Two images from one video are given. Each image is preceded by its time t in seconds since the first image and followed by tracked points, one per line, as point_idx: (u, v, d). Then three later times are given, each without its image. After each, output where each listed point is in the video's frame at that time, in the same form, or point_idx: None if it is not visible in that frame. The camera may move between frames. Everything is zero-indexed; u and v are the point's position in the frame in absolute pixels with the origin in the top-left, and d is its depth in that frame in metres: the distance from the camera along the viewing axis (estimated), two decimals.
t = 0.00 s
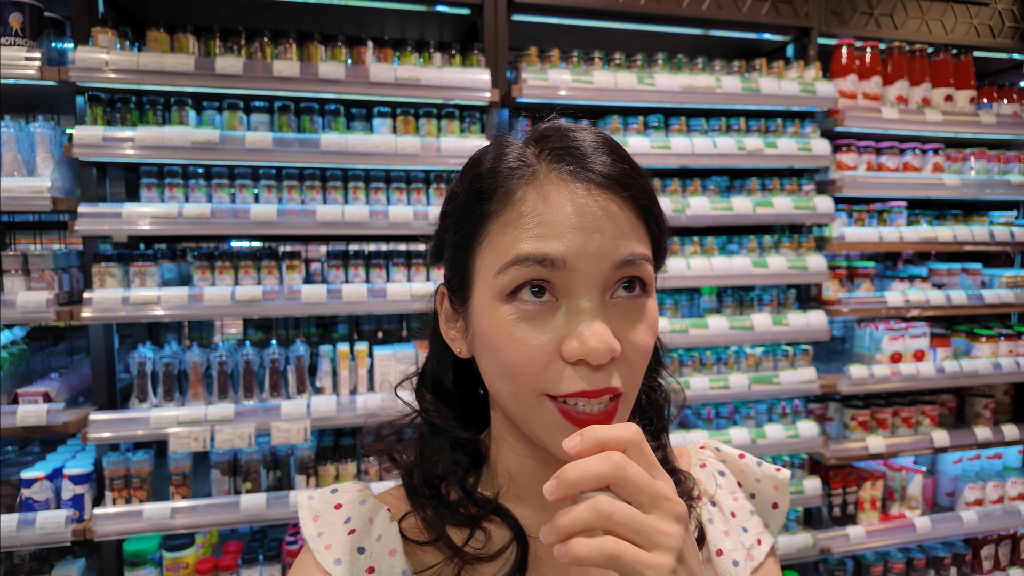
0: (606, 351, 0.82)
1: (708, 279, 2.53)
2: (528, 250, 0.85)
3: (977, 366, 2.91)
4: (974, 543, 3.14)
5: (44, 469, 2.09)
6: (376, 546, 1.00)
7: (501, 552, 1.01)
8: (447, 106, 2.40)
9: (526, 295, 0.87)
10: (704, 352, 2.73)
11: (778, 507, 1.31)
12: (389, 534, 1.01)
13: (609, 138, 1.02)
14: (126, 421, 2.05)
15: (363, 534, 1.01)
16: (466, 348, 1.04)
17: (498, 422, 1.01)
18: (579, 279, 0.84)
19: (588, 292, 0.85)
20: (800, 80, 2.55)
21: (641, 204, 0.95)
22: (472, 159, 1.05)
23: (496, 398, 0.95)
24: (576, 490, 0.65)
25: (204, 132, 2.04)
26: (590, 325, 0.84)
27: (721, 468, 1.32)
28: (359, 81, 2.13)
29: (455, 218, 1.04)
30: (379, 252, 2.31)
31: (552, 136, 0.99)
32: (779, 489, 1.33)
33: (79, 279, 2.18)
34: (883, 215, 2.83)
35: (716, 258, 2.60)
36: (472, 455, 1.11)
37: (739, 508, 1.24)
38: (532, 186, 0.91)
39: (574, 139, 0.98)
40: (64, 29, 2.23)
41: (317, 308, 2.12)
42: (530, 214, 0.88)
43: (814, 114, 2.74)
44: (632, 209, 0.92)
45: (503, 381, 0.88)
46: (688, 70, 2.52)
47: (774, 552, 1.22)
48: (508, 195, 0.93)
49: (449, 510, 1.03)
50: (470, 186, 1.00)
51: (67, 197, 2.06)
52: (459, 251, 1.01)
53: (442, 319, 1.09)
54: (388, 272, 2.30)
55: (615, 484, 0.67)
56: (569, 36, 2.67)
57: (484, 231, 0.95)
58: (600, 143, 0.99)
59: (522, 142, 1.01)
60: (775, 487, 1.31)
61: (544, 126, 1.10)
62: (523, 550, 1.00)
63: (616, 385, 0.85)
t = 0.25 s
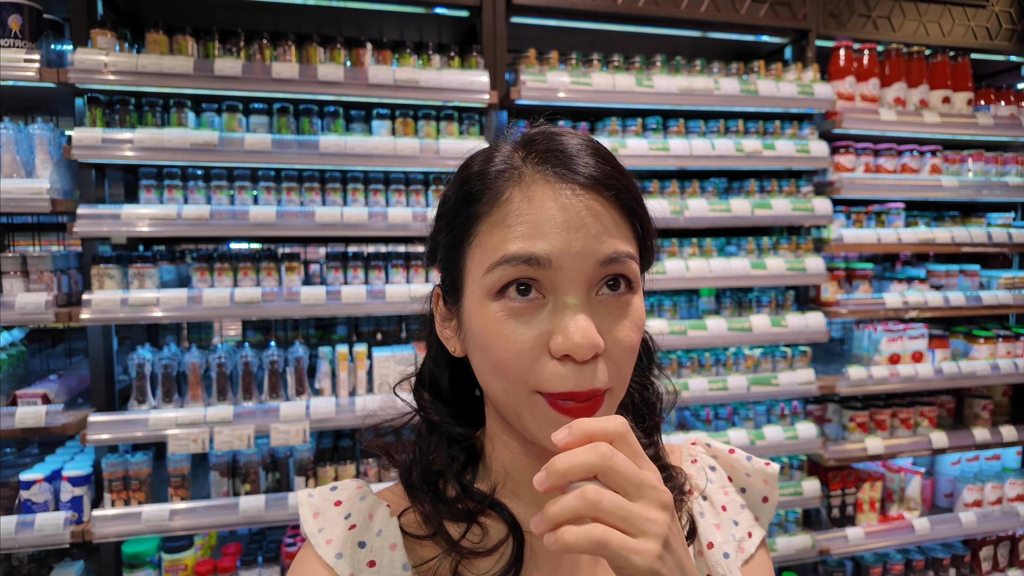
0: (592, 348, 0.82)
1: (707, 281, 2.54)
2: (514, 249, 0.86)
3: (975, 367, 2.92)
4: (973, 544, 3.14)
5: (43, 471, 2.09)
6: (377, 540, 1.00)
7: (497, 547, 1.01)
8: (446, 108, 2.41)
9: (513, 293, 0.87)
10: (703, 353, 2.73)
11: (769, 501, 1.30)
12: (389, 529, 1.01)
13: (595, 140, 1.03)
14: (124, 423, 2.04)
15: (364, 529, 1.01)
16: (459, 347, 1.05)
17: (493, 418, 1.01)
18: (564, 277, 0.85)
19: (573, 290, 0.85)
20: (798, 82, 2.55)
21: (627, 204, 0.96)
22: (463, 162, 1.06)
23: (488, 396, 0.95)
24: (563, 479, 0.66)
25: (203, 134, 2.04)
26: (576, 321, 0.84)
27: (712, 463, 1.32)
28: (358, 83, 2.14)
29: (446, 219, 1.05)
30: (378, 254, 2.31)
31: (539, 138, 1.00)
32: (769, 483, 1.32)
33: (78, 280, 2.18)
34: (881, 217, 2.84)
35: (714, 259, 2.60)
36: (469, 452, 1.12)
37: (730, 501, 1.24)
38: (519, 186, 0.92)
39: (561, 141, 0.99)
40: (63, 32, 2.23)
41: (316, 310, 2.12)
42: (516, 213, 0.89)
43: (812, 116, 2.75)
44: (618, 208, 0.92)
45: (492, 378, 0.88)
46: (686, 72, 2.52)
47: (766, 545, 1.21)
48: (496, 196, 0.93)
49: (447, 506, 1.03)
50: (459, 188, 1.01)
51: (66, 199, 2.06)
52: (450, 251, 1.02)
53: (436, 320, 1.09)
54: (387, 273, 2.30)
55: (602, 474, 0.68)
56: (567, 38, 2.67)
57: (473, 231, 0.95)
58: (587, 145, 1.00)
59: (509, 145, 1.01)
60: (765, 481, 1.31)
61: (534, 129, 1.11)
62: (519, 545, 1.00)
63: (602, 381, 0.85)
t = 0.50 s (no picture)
0: (585, 345, 0.83)
1: (705, 284, 2.54)
2: (509, 248, 0.86)
3: (973, 370, 2.92)
4: (971, 547, 3.14)
5: (40, 475, 2.09)
6: (376, 539, 1.00)
7: (494, 546, 1.01)
8: (445, 111, 2.41)
9: (508, 292, 0.87)
10: (701, 356, 2.74)
11: (762, 500, 1.31)
12: (388, 527, 1.01)
13: (589, 144, 1.04)
14: (122, 426, 2.04)
15: (363, 528, 1.01)
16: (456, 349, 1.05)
17: (490, 418, 1.02)
18: (558, 276, 0.85)
19: (567, 288, 0.86)
20: (795, 86, 2.56)
21: (621, 206, 0.97)
22: (459, 166, 1.07)
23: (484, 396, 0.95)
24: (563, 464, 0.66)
25: (202, 137, 2.04)
26: (570, 319, 0.84)
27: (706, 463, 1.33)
28: (357, 86, 2.14)
29: (443, 222, 1.05)
30: (377, 257, 2.31)
31: (534, 141, 1.01)
32: (763, 482, 1.31)
33: (76, 283, 2.18)
34: (879, 220, 2.85)
35: (713, 262, 2.60)
36: (466, 452, 1.12)
37: (724, 501, 1.25)
38: (514, 187, 0.93)
39: (556, 144, 1.00)
40: (62, 35, 2.24)
41: (314, 312, 2.12)
42: (511, 214, 0.90)
43: (810, 119, 2.75)
44: (611, 209, 0.93)
45: (487, 376, 0.88)
46: (684, 76, 2.53)
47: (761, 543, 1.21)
48: (491, 197, 0.94)
49: (444, 504, 1.03)
50: (456, 191, 1.01)
51: (65, 202, 2.06)
52: (446, 253, 1.02)
53: (433, 322, 1.10)
54: (385, 276, 2.30)
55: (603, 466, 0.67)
56: (566, 42, 2.68)
57: (469, 232, 0.96)
58: (581, 148, 1.01)
59: (505, 149, 1.02)
60: (758, 480, 1.30)
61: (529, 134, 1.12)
62: (515, 543, 1.00)
63: (596, 379, 0.85)
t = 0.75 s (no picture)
0: (589, 334, 0.84)
1: (704, 286, 2.54)
2: (513, 240, 0.88)
3: (971, 373, 2.92)
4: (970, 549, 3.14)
5: (37, 478, 2.08)
6: (375, 540, 0.99)
7: (493, 548, 1.00)
8: (443, 114, 2.41)
9: (512, 284, 0.88)
10: (699, 359, 2.74)
11: (761, 500, 1.29)
12: (388, 528, 1.00)
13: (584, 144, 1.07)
14: (119, 429, 2.04)
15: (362, 529, 1.00)
16: (456, 347, 1.05)
17: (491, 418, 1.03)
18: (560, 267, 0.87)
19: (569, 280, 0.87)
20: (793, 89, 2.57)
21: (617, 203, 1.00)
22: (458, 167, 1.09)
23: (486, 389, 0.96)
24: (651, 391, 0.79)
25: (200, 140, 2.04)
26: (573, 309, 0.85)
27: (704, 463, 1.32)
28: (355, 89, 2.14)
29: (442, 221, 1.06)
30: (375, 260, 2.31)
31: (532, 140, 1.04)
32: (762, 481, 1.31)
33: (74, 286, 2.18)
34: (876, 223, 2.85)
35: (711, 265, 2.61)
36: (465, 453, 1.12)
37: (722, 501, 1.25)
38: (515, 183, 0.95)
39: (554, 142, 1.02)
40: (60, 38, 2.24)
41: (312, 315, 2.12)
42: (513, 208, 0.91)
43: (808, 122, 2.76)
44: (608, 204, 0.96)
45: (491, 367, 0.89)
46: (682, 79, 2.54)
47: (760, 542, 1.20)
48: (492, 192, 0.96)
49: (443, 506, 1.03)
50: (456, 188, 1.03)
51: (63, 205, 2.06)
52: (446, 250, 1.03)
53: (432, 320, 1.10)
54: (384, 279, 2.30)
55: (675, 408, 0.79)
56: (564, 45, 2.69)
57: (470, 228, 0.97)
58: (578, 146, 1.03)
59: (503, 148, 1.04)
60: (757, 479, 1.29)
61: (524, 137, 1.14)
62: (515, 544, 0.99)
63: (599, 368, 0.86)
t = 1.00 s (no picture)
0: (591, 330, 0.84)
1: (702, 289, 2.54)
2: (515, 238, 0.88)
3: (969, 375, 2.93)
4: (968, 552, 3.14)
5: (33, 481, 2.07)
6: (377, 543, 0.98)
7: (494, 551, 1.00)
8: (442, 117, 2.41)
9: (513, 282, 0.89)
10: (698, 361, 2.73)
11: (763, 503, 1.28)
12: (389, 532, 0.99)
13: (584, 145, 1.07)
14: (117, 433, 2.03)
15: (363, 533, 1.00)
16: (458, 348, 1.05)
17: (493, 420, 1.02)
18: (562, 264, 0.87)
19: (571, 277, 0.88)
20: (791, 92, 2.58)
21: (617, 201, 1.00)
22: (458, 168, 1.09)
23: (487, 388, 0.96)
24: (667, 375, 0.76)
25: (198, 142, 2.04)
26: (575, 306, 0.86)
27: (704, 467, 1.33)
28: (354, 92, 2.15)
29: (443, 222, 1.07)
30: (373, 263, 2.31)
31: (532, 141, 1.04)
32: (764, 484, 1.30)
33: (72, 289, 2.17)
34: (874, 226, 2.86)
35: (709, 268, 2.61)
36: (466, 457, 1.11)
37: (723, 505, 1.25)
38: (516, 182, 0.95)
39: (554, 142, 1.03)
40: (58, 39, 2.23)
41: (311, 318, 2.12)
42: (514, 207, 0.92)
43: (806, 125, 2.77)
44: (609, 203, 0.97)
45: (494, 365, 0.89)
46: (681, 82, 2.54)
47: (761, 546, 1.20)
48: (493, 191, 0.96)
49: (444, 509, 1.03)
50: (457, 189, 1.03)
51: (60, 207, 2.05)
52: (447, 250, 1.03)
53: (433, 321, 1.10)
54: (382, 282, 2.30)
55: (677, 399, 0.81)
56: (563, 48, 2.69)
57: (470, 227, 0.97)
58: (578, 146, 1.04)
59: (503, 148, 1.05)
60: (758, 482, 1.29)
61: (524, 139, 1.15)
62: (516, 548, 0.99)
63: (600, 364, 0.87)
